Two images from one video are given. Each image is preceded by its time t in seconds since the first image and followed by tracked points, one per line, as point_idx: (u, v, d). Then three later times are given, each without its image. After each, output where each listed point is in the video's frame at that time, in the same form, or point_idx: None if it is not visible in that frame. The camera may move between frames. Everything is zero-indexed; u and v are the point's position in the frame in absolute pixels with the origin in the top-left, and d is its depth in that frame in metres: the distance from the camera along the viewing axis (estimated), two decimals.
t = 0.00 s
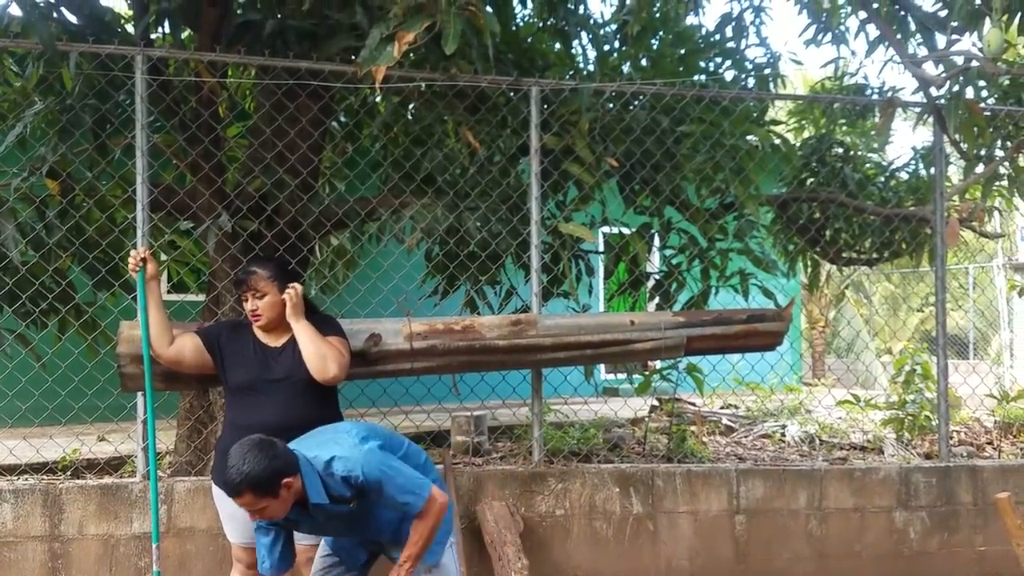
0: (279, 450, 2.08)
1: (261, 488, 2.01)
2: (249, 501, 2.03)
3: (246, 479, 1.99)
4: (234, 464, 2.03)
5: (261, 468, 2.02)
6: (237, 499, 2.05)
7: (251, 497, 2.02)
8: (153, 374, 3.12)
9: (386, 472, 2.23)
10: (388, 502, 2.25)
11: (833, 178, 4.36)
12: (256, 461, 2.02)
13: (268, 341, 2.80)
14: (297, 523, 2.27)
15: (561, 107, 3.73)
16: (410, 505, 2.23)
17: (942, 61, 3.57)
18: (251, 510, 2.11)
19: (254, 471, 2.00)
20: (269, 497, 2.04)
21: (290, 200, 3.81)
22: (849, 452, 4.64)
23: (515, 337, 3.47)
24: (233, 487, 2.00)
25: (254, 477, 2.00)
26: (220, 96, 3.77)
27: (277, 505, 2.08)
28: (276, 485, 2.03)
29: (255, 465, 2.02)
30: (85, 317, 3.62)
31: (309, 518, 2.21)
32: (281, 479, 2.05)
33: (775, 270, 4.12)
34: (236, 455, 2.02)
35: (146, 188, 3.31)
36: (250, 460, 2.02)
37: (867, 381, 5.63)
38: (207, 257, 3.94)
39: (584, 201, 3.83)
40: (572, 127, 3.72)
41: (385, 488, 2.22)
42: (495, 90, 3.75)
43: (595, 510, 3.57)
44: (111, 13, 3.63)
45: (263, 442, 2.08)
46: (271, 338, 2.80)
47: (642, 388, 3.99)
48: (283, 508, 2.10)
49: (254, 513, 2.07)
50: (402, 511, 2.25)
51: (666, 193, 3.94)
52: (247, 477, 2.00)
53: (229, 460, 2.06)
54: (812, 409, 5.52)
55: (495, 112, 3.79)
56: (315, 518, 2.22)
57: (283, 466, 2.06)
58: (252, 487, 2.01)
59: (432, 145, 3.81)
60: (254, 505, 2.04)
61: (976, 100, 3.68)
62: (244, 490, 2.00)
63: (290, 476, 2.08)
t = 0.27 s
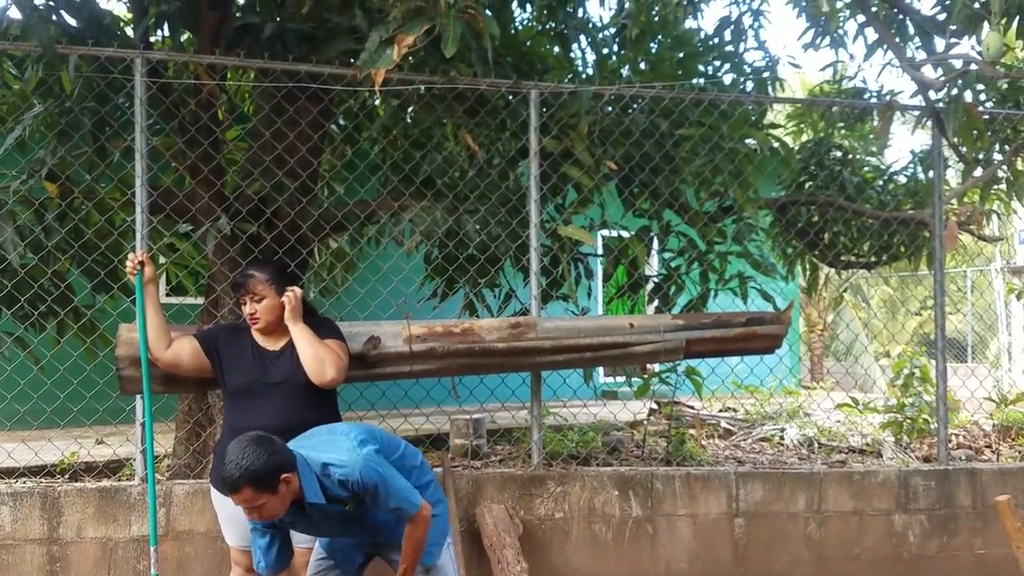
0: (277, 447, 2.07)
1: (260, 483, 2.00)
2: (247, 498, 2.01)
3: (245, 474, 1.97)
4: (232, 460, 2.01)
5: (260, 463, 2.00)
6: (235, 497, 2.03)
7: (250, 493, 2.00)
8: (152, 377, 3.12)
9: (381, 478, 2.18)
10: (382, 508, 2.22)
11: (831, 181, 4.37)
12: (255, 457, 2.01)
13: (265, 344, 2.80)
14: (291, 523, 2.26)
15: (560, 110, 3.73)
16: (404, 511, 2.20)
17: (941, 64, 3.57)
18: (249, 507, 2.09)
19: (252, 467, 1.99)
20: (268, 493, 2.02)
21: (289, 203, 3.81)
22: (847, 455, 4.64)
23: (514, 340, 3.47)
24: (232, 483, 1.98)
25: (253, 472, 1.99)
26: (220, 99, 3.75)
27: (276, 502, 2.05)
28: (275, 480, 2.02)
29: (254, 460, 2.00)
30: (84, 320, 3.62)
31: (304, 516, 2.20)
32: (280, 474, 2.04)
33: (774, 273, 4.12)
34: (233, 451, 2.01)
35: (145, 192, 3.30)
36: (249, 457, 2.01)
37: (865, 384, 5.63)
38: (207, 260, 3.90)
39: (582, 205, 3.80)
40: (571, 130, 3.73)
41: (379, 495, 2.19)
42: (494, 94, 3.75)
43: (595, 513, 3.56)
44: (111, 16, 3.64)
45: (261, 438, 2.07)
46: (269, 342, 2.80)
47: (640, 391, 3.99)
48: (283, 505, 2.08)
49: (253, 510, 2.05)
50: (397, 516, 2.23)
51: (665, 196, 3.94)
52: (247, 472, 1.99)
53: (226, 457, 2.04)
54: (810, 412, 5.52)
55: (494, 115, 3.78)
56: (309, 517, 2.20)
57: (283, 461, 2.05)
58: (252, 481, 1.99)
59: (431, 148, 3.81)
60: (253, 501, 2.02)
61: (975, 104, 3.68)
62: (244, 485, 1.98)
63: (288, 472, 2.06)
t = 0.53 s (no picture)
0: (301, 428, 2.08)
1: (286, 463, 1.99)
2: (271, 477, 1.99)
3: (271, 453, 1.97)
4: (258, 439, 2.00)
5: (286, 443, 2.00)
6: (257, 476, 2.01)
7: (276, 471, 1.99)
8: (150, 379, 3.11)
9: (401, 467, 2.27)
10: (399, 497, 2.30)
11: (830, 183, 4.37)
12: (281, 437, 2.01)
13: (264, 345, 2.79)
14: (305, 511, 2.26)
15: (558, 112, 3.73)
16: (421, 501, 2.29)
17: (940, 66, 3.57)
18: (269, 489, 2.06)
19: (280, 444, 1.99)
20: (292, 474, 2.01)
21: (287, 205, 3.83)
22: (846, 457, 4.64)
23: (513, 341, 3.47)
24: (259, 459, 1.97)
25: (280, 451, 1.98)
26: (218, 101, 3.75)
27: (298, 483, 2.05)
28: (299, 461, 2.01)
29: (280, 440, 2.00)
30: (82, 321, 3.61)
31: (321, 504, 2.21)
32: (304, 455, 2.04)
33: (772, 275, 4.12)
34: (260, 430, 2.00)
35: (144, 193, 3.29)
36: (275, 435, 2.01)
37: (863, 386, 5.63)
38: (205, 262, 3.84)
39: (581, 206, 3.81)
40: (569, 132, 3.72)
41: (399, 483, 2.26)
42: (492, 95, 3.75)
43: (593, 515, 3.56)
44: (109, 17, 3.63)
45: (285, 419, 2.07)
46: (267, 343, 2.79)
47: (638, 392, 3.98)
48: (304, 488, 2.07)
49: (275, 491, 2.03)
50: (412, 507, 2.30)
51: (664, 198, 3.94)
52: (272, 452, 1.98)
53: (250, 436, 2.03)
54: (809, 414, 5.52)
55: (493, 117, 3.78)
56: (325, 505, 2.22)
57: (308, 442, 2.06)
58: (277, 460, 1.98)
59: (430, 150, 3.81)
60: (276, 482, 2.01)
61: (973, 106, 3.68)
62: (270, 464, 1.97)
63: (312, 453, 2.07)
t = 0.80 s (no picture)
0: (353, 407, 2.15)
1: (341, 437, 2.06)
2: (325, 451, 2.05)
3: (329, 426, 2.03)
4: (312, 414, 2.07)
5: (342, 418, 2.07)
6: (311, 451, 2.06)
7: (331, 445, 2.05)
8: (148, 381, 3.11)
9: (444, 450, 2.30)
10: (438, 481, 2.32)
11: (828, 185, 4.36)
12: (337, 411, 2.08)
13: (263, 346, 2.79)
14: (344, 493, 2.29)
15: (557, 114, 3.73)
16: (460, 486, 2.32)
17: (938, 69, 3.57)
18: (317, 465, 2.12)
19: (336, 419, 2.06)
20: (346, 449, 2.08)
21: (285, 207, 3.81)
22: (844, 459, 4.65)
23: (511, 343, 3.47)
24: (315, 433, 2.03)
25: (336, 425, 2.05)
26: (216, 103, 3.76)
27: (348, 459, 2.11)
28: (354, 436, 2.08)
29: (337, 415, 2.07)
30: (81, 323, 3.61)
31: (362, 487, 2.25)
32: (356, 431, 2.11)
33: (770, 276, 4.13)
34: (317, 403, 2.07)
35: (142, 195, 3.30)
36: (331, 410, 2.08)
37: (862, 388, 5.64)
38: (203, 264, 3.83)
39: (579, 207, 3.82)
40: (568, 134, 3.73)
41: (442, 466, 2.29)
42: (491, 97, 3.75)
43: (591, 517, 3.56)
44: (108, 20, 3.64)
45: (338, 398, 2.14)
46: (266, 344, 2.78)
47: (637, 394, 3.99)
48: (353, 465, 2.13)
49: (325, 467, 2.08)
50: (450, 493, 2.33)
51: (662, 200, 3.95)
52: (330, 426, 2.05)
53: (303, 412, 2.09)
54: (807, 416, 5.53)
55: (491, 118, 3.78)
56: (367, 487, 2.25)
57: (360, 421, 2.13)
58: (333, 434, 2.05)
59: (428, 151, 3.81)
60: (329, 457, 2.06)
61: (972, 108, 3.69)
62: (326, 437, 2.04)
63: (362, 431, 2.14)
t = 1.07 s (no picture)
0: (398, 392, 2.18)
1: (387, 420, 2.08)
2: (369, 434, 2.07)
3: (374, 409, 2.05)
4: (356, 397, 2.08)
5: (387, 403, 2.09)
6: (355, 433, 2.08)
7: (374, 427, 2.07)
8: (146, 383, 3.11)
9: (487, 434, 2.39)
10: (483, 464, 2.39)
11: (826, 188, 4.38)
12: (382, 395, 2.09)
13: (261, 348, 2.79)
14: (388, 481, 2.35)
15: (555, 116, 3.74)
16: (506, 468, 2.39)
17: (936, 71, 3.58)
18: (360, 448, 2.13)
19: (380, 403, 2.07)
20: (390, 433, 2.10)
21: (284, 209, 3.83)
22: (842, 461, 4.65)
23: (510, 345, 3.47)
24: (361, 414, 2.05)
25: (381, 409, 2.07)
26: (215, 105, 3.77)
27: (390, 444, 2.13)
28: (399, 420, 2.10)
29: (382, 399, 2.08)
30: (79, 326, 3.61)
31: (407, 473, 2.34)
32: (400, 416, 2.13)
33: (768, 278, 4.13)
34: (363, 387, 2.09)
35: (140, 197, 3.29)
36: (377, 394, 2.09)
37: (860, 389, 5.64)
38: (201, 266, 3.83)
39: (578, 210, 3.82)
40: (566, 136, 3.73)
41: (486, 448, 2.37)
42: (490, 99, 3.75)
43: (590, 519, 3.56)
44: (106, 22, 3.64)
45: (382, 382, 2.16)
46: (264, 346, 2.79)
47: (636, 396, 4.01)
48: (395, 449, 2.15)
49: (368, 449, 2.10)
50: (496, 475, 2.41)
51: (660, 202, 3.95)
52: (375, 409, 2.06)
53: (349, 394, 2.11)
54: (805, 418, 5.53)
55: (489, 120, 3.78)
56: (412, 475, 2.36)
57: (403, 406, 2.15)
58: (377, 418, 2.07)
59: (427, 153, 3.82)
60: (373, 440, 2.08)
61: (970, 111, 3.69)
62: (371, 421, 2.05)
63: (405, 417, 2.16)
